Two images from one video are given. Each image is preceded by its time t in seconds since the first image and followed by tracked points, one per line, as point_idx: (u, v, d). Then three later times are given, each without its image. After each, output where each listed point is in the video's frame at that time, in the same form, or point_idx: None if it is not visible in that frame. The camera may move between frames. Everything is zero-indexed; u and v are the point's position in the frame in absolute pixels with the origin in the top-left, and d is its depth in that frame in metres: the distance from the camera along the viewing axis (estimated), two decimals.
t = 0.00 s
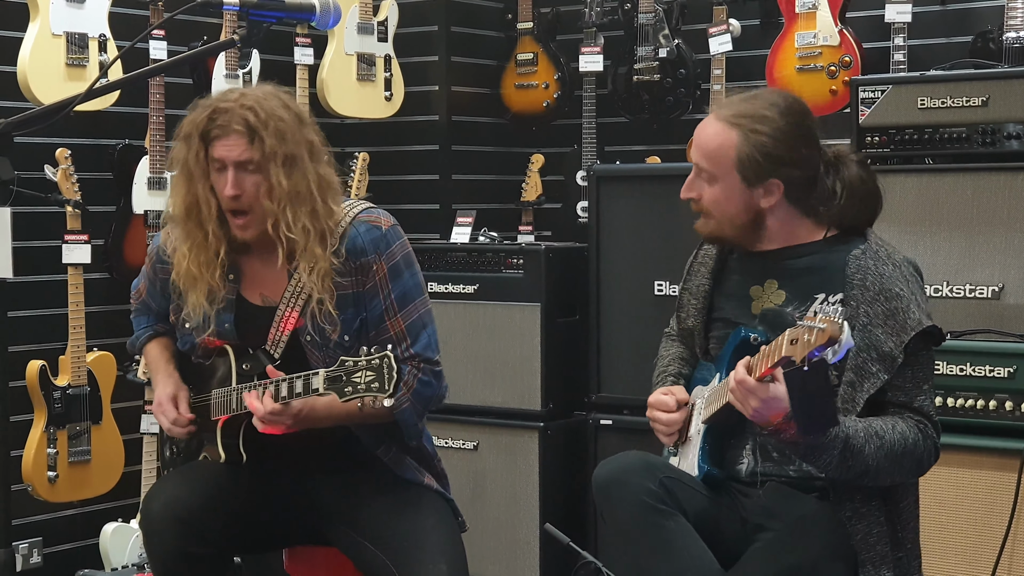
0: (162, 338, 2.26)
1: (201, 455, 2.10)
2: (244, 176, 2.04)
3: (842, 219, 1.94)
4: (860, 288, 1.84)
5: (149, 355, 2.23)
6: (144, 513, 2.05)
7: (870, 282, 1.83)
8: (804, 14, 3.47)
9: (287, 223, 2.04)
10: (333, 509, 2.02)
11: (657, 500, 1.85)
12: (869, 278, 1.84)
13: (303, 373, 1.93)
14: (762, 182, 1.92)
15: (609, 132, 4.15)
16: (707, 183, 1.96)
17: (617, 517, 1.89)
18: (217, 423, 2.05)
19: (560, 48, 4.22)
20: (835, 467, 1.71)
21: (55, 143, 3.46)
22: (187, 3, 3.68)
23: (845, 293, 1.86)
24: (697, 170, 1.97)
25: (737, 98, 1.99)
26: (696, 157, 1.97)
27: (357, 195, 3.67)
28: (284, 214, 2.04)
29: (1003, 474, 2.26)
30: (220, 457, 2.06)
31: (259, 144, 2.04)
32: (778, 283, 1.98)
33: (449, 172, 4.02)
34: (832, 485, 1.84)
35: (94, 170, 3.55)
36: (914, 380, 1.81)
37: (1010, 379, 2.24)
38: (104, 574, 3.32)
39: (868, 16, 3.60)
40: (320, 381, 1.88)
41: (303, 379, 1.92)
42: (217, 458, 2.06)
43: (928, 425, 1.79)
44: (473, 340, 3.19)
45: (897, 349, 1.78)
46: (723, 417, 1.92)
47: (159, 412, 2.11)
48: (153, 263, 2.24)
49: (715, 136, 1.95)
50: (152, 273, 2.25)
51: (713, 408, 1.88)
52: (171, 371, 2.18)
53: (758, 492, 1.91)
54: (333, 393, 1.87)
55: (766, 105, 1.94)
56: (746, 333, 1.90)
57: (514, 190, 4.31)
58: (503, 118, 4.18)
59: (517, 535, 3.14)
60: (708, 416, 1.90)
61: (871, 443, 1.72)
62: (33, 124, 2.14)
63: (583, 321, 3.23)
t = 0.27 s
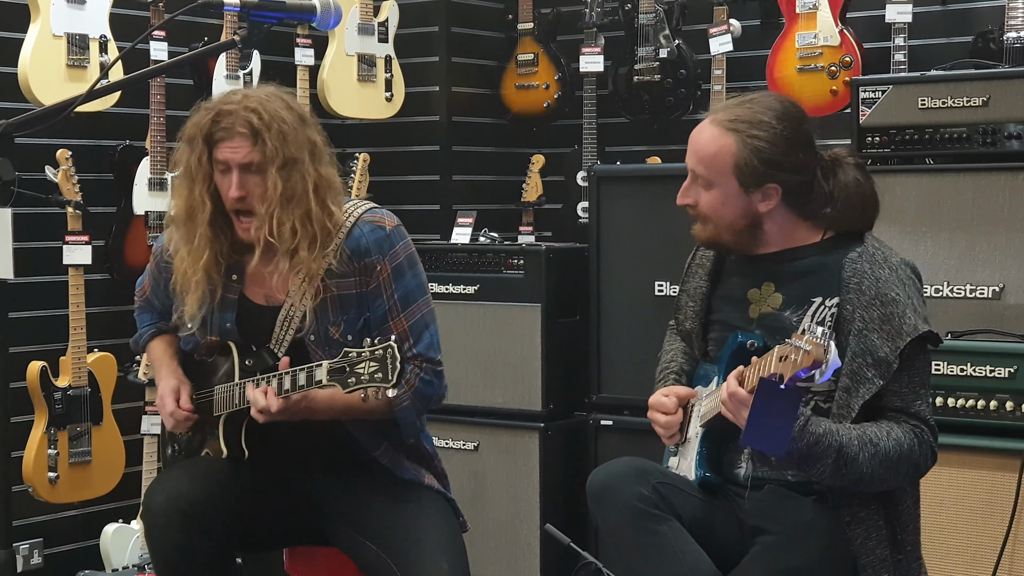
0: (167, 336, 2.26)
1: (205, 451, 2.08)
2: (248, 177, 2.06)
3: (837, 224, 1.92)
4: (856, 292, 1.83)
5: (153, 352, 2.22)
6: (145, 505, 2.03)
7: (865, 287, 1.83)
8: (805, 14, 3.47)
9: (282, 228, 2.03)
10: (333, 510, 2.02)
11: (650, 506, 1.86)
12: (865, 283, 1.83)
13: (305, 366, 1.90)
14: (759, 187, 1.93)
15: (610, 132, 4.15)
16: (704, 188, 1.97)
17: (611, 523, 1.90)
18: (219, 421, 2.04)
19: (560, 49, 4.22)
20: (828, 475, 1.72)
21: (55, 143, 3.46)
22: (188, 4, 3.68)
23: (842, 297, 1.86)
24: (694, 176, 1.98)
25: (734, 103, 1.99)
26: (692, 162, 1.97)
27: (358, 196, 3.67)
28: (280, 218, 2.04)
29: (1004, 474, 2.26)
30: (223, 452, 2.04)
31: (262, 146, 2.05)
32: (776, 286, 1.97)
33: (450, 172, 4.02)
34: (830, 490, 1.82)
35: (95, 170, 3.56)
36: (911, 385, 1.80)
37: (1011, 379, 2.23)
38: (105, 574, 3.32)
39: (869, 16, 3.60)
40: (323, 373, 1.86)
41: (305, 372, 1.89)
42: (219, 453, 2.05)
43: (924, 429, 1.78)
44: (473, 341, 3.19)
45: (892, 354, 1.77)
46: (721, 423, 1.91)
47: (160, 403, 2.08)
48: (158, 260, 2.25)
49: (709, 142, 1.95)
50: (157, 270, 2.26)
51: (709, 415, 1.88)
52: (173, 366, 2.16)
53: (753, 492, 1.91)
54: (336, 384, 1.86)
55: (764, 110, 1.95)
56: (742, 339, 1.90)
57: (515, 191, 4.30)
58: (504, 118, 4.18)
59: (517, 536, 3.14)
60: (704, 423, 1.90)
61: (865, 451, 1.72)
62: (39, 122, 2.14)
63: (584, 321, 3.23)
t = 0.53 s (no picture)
0: (174, 334, 2.26)
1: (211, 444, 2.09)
2: (265, 174, 2.07)
3: (838, 223, 1.92)
4: (857, 292, 1.84)
5: (160, 349, 2.23)
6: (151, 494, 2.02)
7: (866, 287, 1.83)
8: (805, 13, 3.47)
9: (296, 223, 2.03)
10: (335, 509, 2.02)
11: (651, 507, 1.86)
12: (866, 283, 1.83)
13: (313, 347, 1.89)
14: (756, 192, 1.92)
15: (611, 132, 4.15)
16: (703, 192, 1.96)
17: (612, 525, 1.90)
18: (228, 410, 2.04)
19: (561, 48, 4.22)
20: (835, 474, 1.69)
21: (56, 143, 3.46)
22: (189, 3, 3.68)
23: (843, 297, 1.86)
24: (691, 181, 1.97)
25: (729, 107, 1.98)
26: (689, 167, 1.97)
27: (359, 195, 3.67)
28: (295, 213, 2.04)
29: (1005, 473, 2.26)
30: (229, 442, 2.05)
31: (279, 143, 2.06)
32: (777, 287, 1.96)
33: (450, 172, 4.02)
34: (833, 491, 1.83)
35: (96, 170, 3.56)
36: (913, 385, 1.80)
37: (1011, 378, 2.23)
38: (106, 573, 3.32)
39: (870, 15, 3.60)
40: (329, 352, 1.84)
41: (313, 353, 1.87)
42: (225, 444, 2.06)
43: (927, 429, 1.79)
44: (474, 340, 3.19)
45: (895, 354, 1.78)
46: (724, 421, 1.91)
47: (168, 402, 2.10)
48: (170, 257, 2.25)
49: (705, 147, 1.95)
50: (169, 266, 2.26)
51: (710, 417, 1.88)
52: (179, 362, 2.18)
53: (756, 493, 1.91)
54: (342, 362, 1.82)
55: (756, 116, 1.94)
56: (744, 338, 1.88)
57: (516, 190, 4.30)
58: (505, 118, 4.18)
59: (519, 535, 3.14)
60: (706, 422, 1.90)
61: (870, 450, 1.72)
62: (42, 120, 2.15)
63: (585, 321, 3.23)
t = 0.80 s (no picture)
0: (179, 332, 2.25)
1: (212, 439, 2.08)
2: (282, 166, 2.05)
3: (838, 222, 1.92)
4: (857, 293, 1.84)
5: (165, 346, 2.22)
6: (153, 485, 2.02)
7: (866, 288, 1.83)
8: (805, 14, 3.47)
9: (317, 215, 2.05)
10: (334, 509, 2.02)
11: (647, 508, 1.86)
12: (866, 284, 1.83)
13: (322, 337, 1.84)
14: (759, 188, 1.91)
15: (610, 132, 4.15)
16: (702, 194, 1.95)
17: (610, 526, 1.89)
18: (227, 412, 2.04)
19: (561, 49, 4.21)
20: (834, 477, 1.70)
21: (55, 144, 3.46)
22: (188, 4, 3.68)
23: (843, 298, 1.86)
24: (692, 183, 1.96)
25: (727, 107, 1.98)
26: (689, 168, 1.95)
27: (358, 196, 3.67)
28: (317, 207, 2.05)
29: (1004, 474, 2.26)
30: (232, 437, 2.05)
31: (297, 136, 2.05)
32: (777, 289, 1.96)
33: (450, 173, 4.02)
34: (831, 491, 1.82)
35: (95, 171, 3.56)
36: (913, 387, 1.79)
37: (1011, 379, 2.23)
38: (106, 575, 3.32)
39: (869, 16, 3.59)
40: (340, 341, 1.79)
41: (323, 342, 1.82)
42: (227, 438, 2.05)
43: (926, 430, 1.78)
44: (474, 341, 3.18)
45: (894, 355, 1.77)
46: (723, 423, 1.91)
47: (172, 393, 2.09)
48: (179, 252, 2.24)
49: (705, 148, 1.93)
50: (177, 259, 2.24)
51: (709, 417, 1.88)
52: (184, 359, 2.18)
53: (755, 494, 1.91)
54: (353, 352, 1.78)
55: (757, 112, 1.94)
56: (746, 340, 1.91)
57: (515, 191, 4.30)
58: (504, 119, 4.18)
59: (518, 536, 3.14)
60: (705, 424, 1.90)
61: (869, 453, 1.72)
62: (31, 127, 2.12)
63: (584, 322, 3.22)
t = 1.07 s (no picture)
0: (182, 328, 2.25)
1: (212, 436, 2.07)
2: (287, 166, 2.04)
3: (835, 224, 1.92)
4: (855, 293, 1.83)
5: (168, 343, 2.22)
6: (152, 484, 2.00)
7: (865, 288, 1.83)
8: (803, 14, 3.47)
9: (325, 215, 2.04)
10: (331, 509, 2.02)
11: (645, 507, 1.85)
12: (864, 283, 1.83)
13: (328, 332, 1.85)
14: (750, 187, 1.91)
15: (608, 132, 4.15)
16: (698, 190, 1.96)
17: (607, 524, 1.88)
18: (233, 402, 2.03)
19: (559, 49, 4.21)
20: (834, 478, 1.70)
21: (52, 144, 3.46)
22: (186, 4, 3.68)
23: (842, 297, 1.85)
24: (689, 179, 1.97)
25: (728, 105, 1.98)
26: (687, 164, 1.96)
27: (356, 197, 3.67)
28: (326, 206, 2.05)
29: (1002, 475, 2.25)
30: (232, 433, 2.03)
31: (303, 137, 2.04)
32: (775, 288, 1.96)
33: (448, 173, 4.02)
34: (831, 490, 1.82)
35: (92, 172, 3.55)
36: (911, 385, 1.80)
37: (1008, 380, 2.23)
38: None
39: (867, 16, 3.59)
40: (346, 334, 1.80)
41: (330, 337, 1.83)
42: (228, 433, 2.04)
43: (926, 429, 1.79)
44: (471, 341, 3.18)
45: (893, 354, 1.77)
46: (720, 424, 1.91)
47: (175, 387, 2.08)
48: (184, 250, 2.24)
49: (701, 144, 1.94)
50: (181, 257, 2.25)
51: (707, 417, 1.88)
52: (188, 354, 2.17)
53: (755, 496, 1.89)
54: (359, 344, 1.79)
55: (756, 111, 1.94)
56: (745, 342, 1.92)
57: (514, 192, 4.30)
58: (502, 119, 4.18)
59: (516, 537, 3.13)
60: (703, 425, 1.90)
61: (870, 453, 1.72)
62: (24, 128, 2.11)
63: (582, 323, 3.22)
